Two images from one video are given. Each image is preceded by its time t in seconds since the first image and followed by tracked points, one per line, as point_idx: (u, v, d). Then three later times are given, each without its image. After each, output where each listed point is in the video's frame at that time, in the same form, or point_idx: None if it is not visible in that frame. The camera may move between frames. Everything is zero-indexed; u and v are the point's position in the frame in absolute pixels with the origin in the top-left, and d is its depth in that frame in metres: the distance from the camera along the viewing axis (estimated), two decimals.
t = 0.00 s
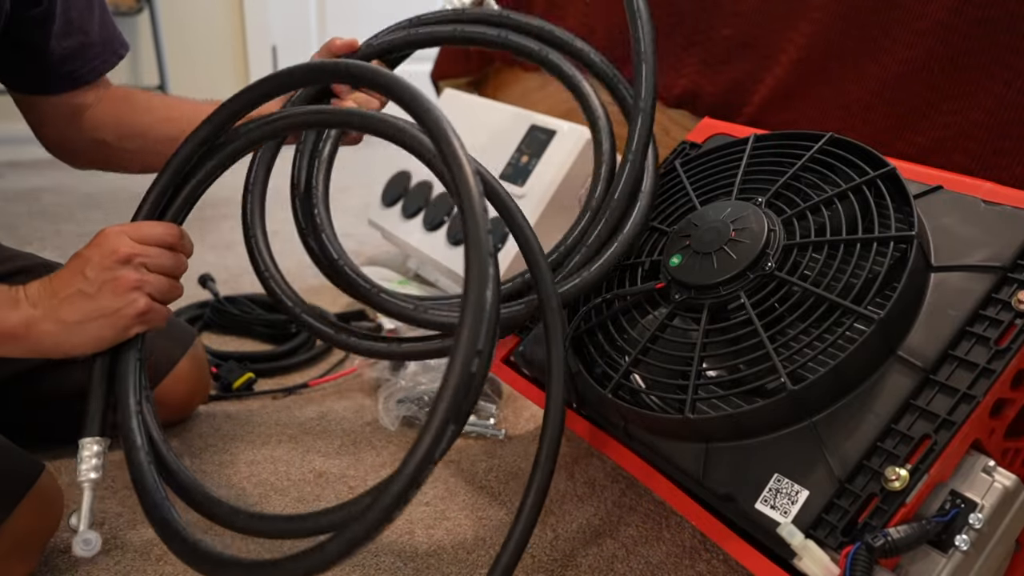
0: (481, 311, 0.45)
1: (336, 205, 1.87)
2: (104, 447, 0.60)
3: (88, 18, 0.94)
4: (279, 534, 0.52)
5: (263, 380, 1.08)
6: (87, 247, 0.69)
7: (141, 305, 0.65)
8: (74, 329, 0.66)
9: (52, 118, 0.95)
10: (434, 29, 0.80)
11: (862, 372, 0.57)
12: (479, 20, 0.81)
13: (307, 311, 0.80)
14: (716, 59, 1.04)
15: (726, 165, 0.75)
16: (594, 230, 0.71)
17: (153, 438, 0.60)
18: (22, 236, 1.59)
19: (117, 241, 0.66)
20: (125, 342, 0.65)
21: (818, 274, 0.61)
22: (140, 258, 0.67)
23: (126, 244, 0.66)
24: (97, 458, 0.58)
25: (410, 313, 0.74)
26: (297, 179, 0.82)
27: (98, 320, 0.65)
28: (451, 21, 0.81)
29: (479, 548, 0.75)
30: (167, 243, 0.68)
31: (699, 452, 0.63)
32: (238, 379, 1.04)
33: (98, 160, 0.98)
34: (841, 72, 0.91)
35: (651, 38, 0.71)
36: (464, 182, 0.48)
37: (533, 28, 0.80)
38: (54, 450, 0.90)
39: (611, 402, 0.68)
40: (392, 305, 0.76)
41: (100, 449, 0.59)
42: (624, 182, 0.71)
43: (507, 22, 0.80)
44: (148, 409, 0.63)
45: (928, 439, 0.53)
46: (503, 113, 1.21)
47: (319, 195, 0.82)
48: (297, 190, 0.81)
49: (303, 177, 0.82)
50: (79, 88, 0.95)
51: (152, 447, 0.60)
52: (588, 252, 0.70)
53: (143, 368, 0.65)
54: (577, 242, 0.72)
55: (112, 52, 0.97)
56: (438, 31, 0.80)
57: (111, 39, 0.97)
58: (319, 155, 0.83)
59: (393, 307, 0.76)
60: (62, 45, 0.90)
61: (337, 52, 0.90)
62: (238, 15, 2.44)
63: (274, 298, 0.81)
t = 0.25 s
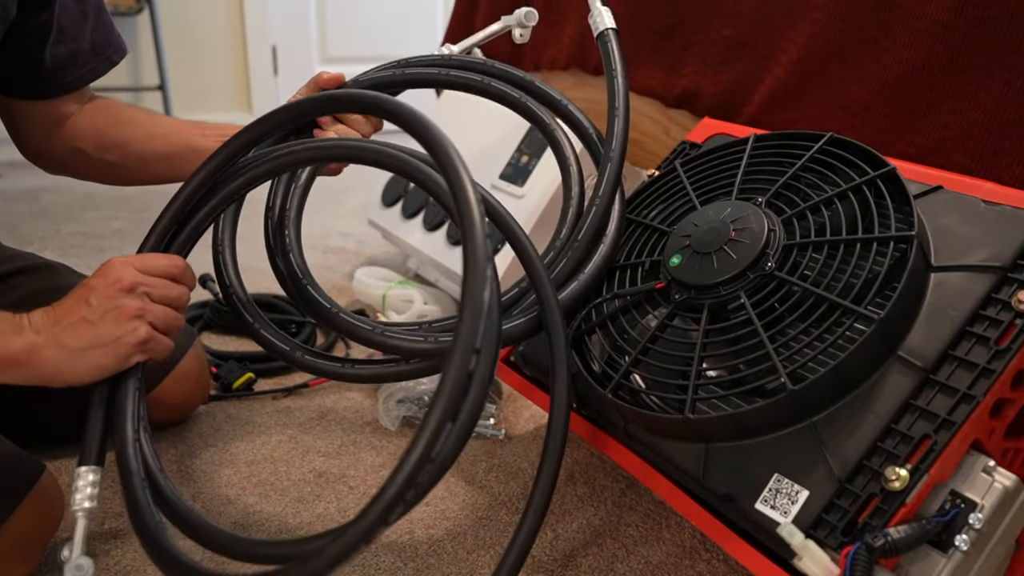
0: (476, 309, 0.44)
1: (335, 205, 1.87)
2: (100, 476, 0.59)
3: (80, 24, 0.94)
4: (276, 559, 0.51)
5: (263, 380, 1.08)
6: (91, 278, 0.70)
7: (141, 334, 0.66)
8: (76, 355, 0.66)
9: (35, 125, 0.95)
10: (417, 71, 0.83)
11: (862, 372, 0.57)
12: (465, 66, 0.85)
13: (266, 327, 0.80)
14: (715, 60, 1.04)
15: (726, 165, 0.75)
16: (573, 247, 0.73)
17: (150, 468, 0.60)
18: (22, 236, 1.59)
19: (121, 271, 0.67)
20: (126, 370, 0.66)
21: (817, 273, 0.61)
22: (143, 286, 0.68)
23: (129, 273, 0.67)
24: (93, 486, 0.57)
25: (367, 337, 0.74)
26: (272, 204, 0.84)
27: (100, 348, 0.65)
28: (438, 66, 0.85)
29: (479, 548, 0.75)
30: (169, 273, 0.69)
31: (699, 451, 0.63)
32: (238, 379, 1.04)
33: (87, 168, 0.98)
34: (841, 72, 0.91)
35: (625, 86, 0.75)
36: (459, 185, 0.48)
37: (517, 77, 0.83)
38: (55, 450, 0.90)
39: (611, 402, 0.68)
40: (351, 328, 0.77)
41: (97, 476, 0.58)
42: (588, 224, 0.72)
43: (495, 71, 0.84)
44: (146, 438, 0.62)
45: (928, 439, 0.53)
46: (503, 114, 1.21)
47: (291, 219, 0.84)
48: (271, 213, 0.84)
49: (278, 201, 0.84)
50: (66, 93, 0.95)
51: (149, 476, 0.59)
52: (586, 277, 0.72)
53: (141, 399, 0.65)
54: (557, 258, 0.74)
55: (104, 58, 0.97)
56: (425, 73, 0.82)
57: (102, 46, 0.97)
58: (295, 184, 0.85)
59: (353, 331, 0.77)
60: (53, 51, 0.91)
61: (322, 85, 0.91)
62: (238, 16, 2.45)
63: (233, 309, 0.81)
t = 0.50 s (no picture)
0: (479, 314, 0.45)
1: (336, 204, 1.87)
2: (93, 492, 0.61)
3: (84, 22, 0.94)
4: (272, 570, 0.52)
5: (263, 380, 1.08)
6: (83, 296, 0.70)
7: (134, 349, 0.66)
8: (68, 371, 0.66)
9: (41, 123, 0.95)
10: (420, 63, 0.83)
11: (862, 372, 0.57)
12: (465, 54, 0.85)
13: (278, 333, 0.81)
14: (716, 59, 1.04)
15: (726, 166, 0.75)
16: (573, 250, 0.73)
17: (146, 484, 0.60)
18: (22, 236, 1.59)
19: (113, 287, 0.68)
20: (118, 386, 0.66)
21: (818, 273, 0.61)
22: (135, 302, 0.68)
23: (121, 289, 0.68)
24: (86, 503, 0.59)
25: (374, 348, 0.75)
26: (282, 206, 0.84)
27: (93, 364, 0.66)
28: (440, 55, 0.86)
29: (480, 548, 0.75)
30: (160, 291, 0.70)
31: (699, 451, 0.63)
32: (238, 379, 1.04)
33: (95, 164, 0.98)
34: (841, 71, 0.91)
35: (625, 78, 0.74)
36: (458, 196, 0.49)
37: (517, 63, 0.83)
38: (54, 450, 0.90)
39: (611, 402, 0.68)
40: (358, 337, 0.77)
41: (89, 493, 0.60)
42: (588, 224, 0.72)
43: (497, 58, 0.84)
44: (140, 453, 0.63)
45: (928, 439, 0.53)
46: (503, 113, 1.21)
47: (301, 221, 0.84)
48: (281, 216, 0.84)
49: (287, 204, 0.84)
50: (77, 91, 0.95)
51: (145, 491, 0.59)
52: (585, 280, 0.72)
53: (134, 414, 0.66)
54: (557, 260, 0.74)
55: (109, 56, 0.97)
56: (426, 63, 0.83)
57: (110, 43, 0.97)
58: (303, 184, 0.85)
59: (358, 339, 0.77)
60: (59, 49, 0.91)
61: (326, 81, 0.92)
62: (238, 15, 2.45)
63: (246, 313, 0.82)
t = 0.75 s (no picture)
0: (468, 313, 0.46)
1: (336, 205, 1.87)
2: (84, 499, 0.59)
3: (81, 20, 0.95)
4: None
5: (263, 380, 1.08)
6: (75, 305, 0.71)
7: (124, 356, 0.67)
8: (58, 379, 0.66)
9: (42, 122, 0.95)
10: (423, 66, 0.84)
11: (862, 372, 0.57)
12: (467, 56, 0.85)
13: (279, 333, 0.81)
14: (716, 59, 1.04)
15: (726, 165, 0.75)
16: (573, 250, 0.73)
17: (136, 491, 0.60)
18: (22, 236, 1.59)
19: (104, 294, 0.69)
20: (108, 392, 0.66)
21: (818, 273, 0.61)
22: (126, 309, 0.69)
23: (112, 296, 0.69)
24: (77, 510, 0.58)
25: (373, 346, 0.75)
26: (283, 207, 0.84)
27: (83, 371, 0.66)
28: (442, 57, 0.86)
29: (481, 548, 0.75)
30: (151, 297, 0.71)
31: (699, 451, 0.63)
32: (238, 379, 1.04)
33: (96, 164, 0.98)
34: (841, 72, 0.91)
35: (625, 79, 0.74)
36: (446, 200, 0.50)
37: (519, 66, 0.83)
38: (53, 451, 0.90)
39: (611, 402, 0.68)
40: (357, 335, 0.77)
41: (80, 500, 0.58)
42: (588, 224, 0.73)
43: (499, 61, 0.84)
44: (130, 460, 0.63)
45: (928, 439, 0.53)
46: (503, 113, 1.21)
47: (302, 221, 0.84)
48: (282, 216, 0.84)
49: (288, 204, 0.84)
50: (75, 89, 0.95)
51: (134, 497, 0.59)
52: (586, 278, 0.72)
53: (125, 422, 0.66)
54: (557, 260, 0.74)
55: (107, 54, 0.97)
56: (428, 66, 0.83)
57: (107, 41, 0.97)
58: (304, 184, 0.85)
59: (358, 337, 0.77)
60: (56, 47, 0.91)
61: (328, 83, 0.92)
62: (238, 15, 2.44)
63: (247, 313, 0.82)
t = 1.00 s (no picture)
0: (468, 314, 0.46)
1: (336, 205, 1.87)
2: (82, 503, 0.59)
3: (80, 19, 0.94)
4: None
5: (263, 380, 1.08)
6: (73, 307, 0.71)
7: (122, 360, 0.67)
8: (55, 382, 0.66)
9: (42, 121, 0.95)
10: (425, 70, 0.84)
11: (862, 371, 0.57)
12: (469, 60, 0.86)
13: (278, 333, 0.81)
14: (716, 59, 1.04)
15: (726, 165, 0.75)
16: (573, 251, 0.73)
17: (134, 495, 0.60)
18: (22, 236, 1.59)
19: (103, 297, 0.69)
20: (105, 395, 0.67)
21: (818, 273, 0.61)
22: (124, 312, 0.69)
23: (110, 299, 0.69)
24: (74, 514, 0.58)
25: (372, 344, 0.75)
26: (283, 207, 0.85)
27: (81, 374, 0.66)
28: (444, 61, 0.86)
29: (482, 549, 0.76)
30: (149, 300, 0.71)
31: (699, 451, 0.63)
32: (237, 379, 1.04)
33: (96, 164, 0.99)
34: (842, 71, 0.90)
35: (625, 81, 0.74)
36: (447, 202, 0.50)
37: (521, 70, 0.83)
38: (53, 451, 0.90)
39: (611, 402, 0.68)
40: (356, 332, 0.77)
41: (78, 504, 0.59)
42: (589, 223, 0.73)
43: (500, 65, 0.84)
44: (128, 464, 0.63)
45: (928, 439, 0.53)
46: (504, 113, 1.21)
47: (303, 220, 0.85)
48: (282, 216, 0.84)
49: (288, 205, 0.85)
50: (73, 89, 0.95)
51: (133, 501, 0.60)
52: (586, 278, 0.72)
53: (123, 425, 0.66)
54: (557, 261, 0.74)
55: (105, 53, 0.97)
56: (431, 70, 0.84)
57: (105, 40, 0.97)
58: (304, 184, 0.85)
59: (356, 334, 0.77)
60: (54, 47, 0.90)
61: (331, 85, 0.91)
62: (238, 15, 2.44)
63: (246, 313, 0.82)
